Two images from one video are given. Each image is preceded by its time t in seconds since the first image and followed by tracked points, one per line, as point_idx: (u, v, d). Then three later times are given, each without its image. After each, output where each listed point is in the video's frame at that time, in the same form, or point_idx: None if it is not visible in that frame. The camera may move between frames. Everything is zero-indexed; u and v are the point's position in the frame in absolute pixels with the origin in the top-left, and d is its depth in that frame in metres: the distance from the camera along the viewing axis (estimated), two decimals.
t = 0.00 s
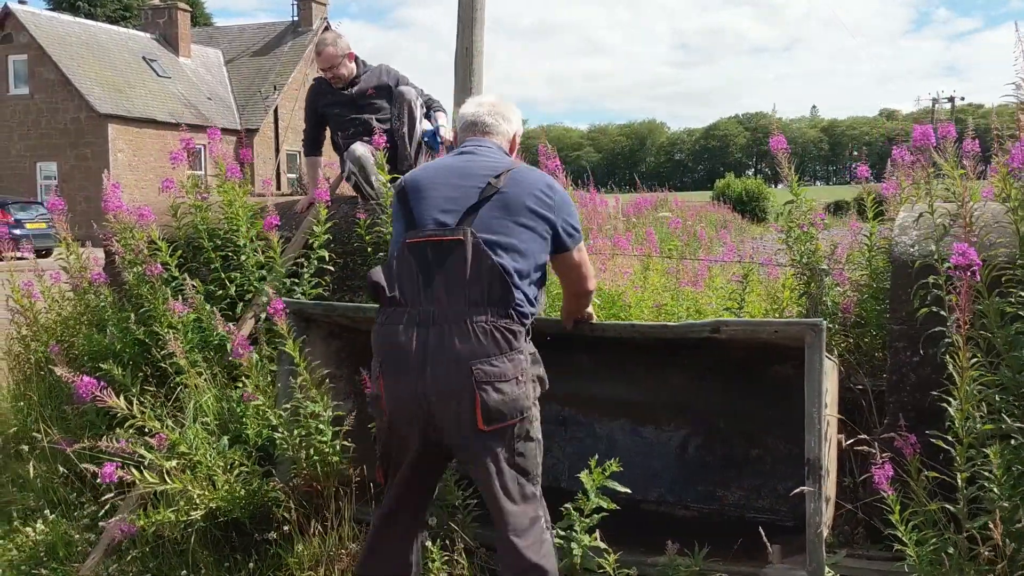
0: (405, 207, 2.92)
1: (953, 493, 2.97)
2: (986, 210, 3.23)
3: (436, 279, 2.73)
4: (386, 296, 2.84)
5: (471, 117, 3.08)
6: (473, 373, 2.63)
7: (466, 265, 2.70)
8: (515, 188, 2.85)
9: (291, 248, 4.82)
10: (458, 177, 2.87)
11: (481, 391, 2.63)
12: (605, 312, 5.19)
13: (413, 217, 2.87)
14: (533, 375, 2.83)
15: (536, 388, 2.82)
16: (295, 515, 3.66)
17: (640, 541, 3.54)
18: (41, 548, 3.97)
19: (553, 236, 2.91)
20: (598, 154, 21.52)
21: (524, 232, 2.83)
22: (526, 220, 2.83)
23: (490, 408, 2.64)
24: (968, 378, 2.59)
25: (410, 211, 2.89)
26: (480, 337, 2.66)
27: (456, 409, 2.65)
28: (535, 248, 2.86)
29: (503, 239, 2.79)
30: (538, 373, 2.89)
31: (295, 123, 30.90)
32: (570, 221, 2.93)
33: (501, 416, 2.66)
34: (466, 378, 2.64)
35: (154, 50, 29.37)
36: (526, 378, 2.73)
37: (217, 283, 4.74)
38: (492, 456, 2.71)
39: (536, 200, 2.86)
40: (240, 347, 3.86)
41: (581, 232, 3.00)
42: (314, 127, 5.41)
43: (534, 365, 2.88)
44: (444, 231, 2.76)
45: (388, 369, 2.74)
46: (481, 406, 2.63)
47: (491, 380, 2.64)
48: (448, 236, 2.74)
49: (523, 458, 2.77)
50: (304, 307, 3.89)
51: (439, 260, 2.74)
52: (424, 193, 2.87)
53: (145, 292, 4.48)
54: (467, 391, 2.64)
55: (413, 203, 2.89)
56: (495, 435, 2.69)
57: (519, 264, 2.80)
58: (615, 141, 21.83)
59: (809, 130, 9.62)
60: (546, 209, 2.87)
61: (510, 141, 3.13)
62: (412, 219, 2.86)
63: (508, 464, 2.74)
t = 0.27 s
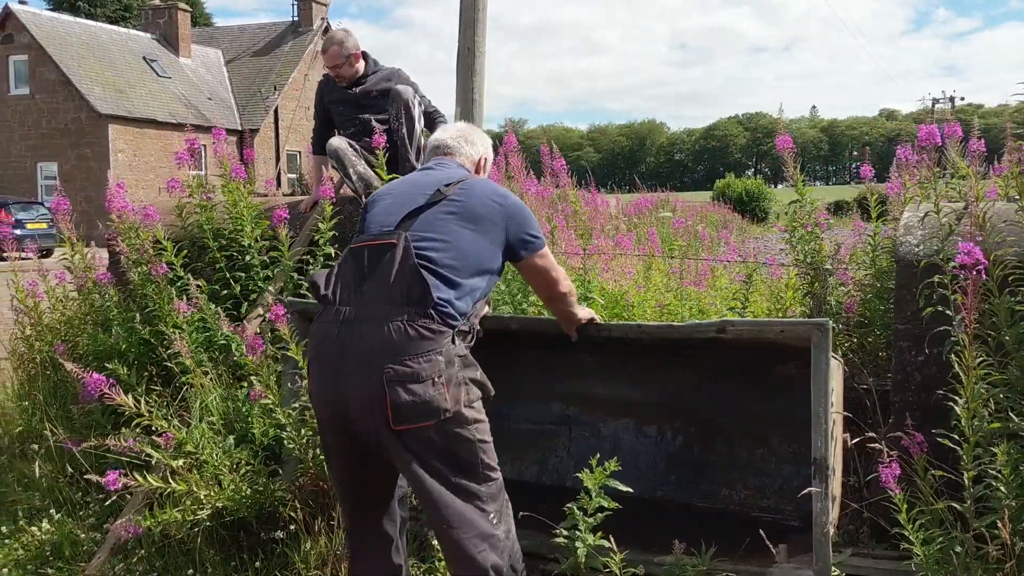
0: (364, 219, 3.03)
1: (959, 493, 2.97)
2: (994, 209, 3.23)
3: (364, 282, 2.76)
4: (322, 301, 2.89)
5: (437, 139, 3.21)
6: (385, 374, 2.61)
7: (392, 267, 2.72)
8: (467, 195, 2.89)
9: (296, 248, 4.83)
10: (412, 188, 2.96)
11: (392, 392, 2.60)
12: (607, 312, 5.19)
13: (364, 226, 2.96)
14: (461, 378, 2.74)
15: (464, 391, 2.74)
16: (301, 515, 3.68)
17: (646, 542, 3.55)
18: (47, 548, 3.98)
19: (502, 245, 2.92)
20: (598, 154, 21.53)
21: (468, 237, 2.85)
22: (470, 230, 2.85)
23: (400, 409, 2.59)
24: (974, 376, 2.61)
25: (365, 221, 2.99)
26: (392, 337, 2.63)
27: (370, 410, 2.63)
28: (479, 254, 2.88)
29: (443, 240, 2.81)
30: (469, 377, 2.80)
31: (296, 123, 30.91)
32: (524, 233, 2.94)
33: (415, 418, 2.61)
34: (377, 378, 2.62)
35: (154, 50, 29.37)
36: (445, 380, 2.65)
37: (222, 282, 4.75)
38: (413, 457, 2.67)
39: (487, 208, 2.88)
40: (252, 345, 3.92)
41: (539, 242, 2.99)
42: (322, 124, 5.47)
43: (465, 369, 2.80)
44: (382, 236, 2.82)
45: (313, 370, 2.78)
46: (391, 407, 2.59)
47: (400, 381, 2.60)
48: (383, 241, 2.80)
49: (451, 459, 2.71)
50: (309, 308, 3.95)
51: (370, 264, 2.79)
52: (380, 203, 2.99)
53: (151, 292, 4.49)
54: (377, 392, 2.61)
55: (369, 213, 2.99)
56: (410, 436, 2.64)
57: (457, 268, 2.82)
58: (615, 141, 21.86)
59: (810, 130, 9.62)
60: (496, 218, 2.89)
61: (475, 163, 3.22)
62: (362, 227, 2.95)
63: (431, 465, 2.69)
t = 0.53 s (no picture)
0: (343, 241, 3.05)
1: (965, 492, 2.98)
2: (1000, 208, 3.22)
3: (322, 302, 2.77)
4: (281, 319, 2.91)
5: (419, 176, 3.18)
6: (334, 396, 2.60)
7: (350, 289, 2.72)
8: (447, 223, 2.90)
9: (300, 247, 4.84)
10: (391, 215, 3.00)
11: (340, 415, 2.60)
12: (611, 311, 5.19)
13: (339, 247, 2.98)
14: (415, 397, 2.72)
15: (419, 411, 2.71)
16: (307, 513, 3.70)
17: (650, 540, 3.55)
18: (53, 546, 3.99)
19: (477, 276, 2.93)
20: (600, 153, 21.53)
21: (441, 265, 2.86)
22: (444, 261, 2.86)
23: (348, 431, 2.59)
24: (980, 374, 2.62)
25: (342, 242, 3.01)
26: (341, 359, 2.63)
27: (321, 431, 2.64)
28: (450, 280, 2.88)
29: (413, 265, 2.82)
30: (424, 397, 2.76)
31: (298, 123, 30.91)
32: (502, 265, 2.94)
33: (365, 441, 2.60)
34: (326, 401, 2.62)
35: (157, 49, 29.40)
36: (396, 400, 2.63)
37: (227, 281, 4.77)
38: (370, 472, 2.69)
39: (465, 239, 2.89)
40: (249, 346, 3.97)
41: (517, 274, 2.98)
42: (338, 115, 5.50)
43: (421, 388, 2.76)
44: (352, 259, 2.83)
45: (268, 388, 2.79)
46: (340, 428, 2.59)
47: (348, 404, 2.59)
48: (350, 263, 2.81)
49: (407, 475, 2.70)
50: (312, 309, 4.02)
51: (332, 285, 2.79)
52: (360, 227, 3.01)
53: (156, 291, 4.51)
54: (327, 414, 2.61)
55: (349, 235, 3.01)
56: (364, 455, 2.64)
57: (426, 297, 2.83)
58: (617, 140, 21.85)
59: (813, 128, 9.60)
60: (473, 248, 2.90)
61: (457, 199, 3.15)
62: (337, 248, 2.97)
63: (387, 480, 2.70)
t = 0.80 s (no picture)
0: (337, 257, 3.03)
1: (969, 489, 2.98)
2: (1005, 205, 3.21)
3: (311, 322, 2.75)
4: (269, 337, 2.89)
5: (419, 194, 3.17)
6: (322, 417, 2.60)
7: (338, 309, 2.70)
8: (441, 243, 2.87)
9: (304, 246, 4.85)
10: (387, 235, 2.98)
11: (330, 436, 2.59)
12: (614, 310, 5.18)
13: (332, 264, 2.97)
14: (405, 416, 2.70)
15: (410, 428, 2.71)
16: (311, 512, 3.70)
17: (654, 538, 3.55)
18: (57, 543, 4.00)
19: (470, 296, 2.90)
20: (602, 152, 21.51)
21: (433, 287, 2.84)
22: (436, 283, 2.84)
23: (339, 452, 2.59)
24: (985, 371, 2.62)
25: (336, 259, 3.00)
26: (329, 379, 2.61)
27: (311, 452, 2.64)
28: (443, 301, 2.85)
29: (404, 287, 2.80)
30: (415, 414, 2.74)
31: (300, 121, 30.92)
32: (496, 284, 2.89)
33: (357, 460, 2.61)
34: (316, 421, 2.61)
35: (159, 48, 29.42)
36: (386, 419, 2.63)
37: (231, 279, 4.78)
38: (365, 488, 2.71)
39: (458, 260, 2.86)
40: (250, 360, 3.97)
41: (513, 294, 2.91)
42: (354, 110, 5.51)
43: (411, 406, 2.75)
44: (343, 279, 2.81)
45: (257, 409, 2.78)
46: (330, 449, 2.60)
47: (338, 425, 2.59)
48: (340, 283, 2.79)
49: (402, 488, 2.72)
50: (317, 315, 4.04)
51: (321, 305, 2.78)
52: (354, 244, 2.99)
53: (160, 289, 4.52)
54: (316, 434, 2.61)
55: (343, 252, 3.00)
56: (356, 473, 2.66)
57: (417, 319, 2.81)
58: (620, 139, 21.83)
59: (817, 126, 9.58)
60: (467, 269, 2.87)
61: (456, 218, 3.14)
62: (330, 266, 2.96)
63: (383, 495, 2.72)
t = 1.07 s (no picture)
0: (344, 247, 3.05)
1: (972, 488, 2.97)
2: (1008, 203, 3.21)
3: (317, 312, 2.76)
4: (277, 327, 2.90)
5: (430, 184, 3.18)
6: (327, 407, 2.59)
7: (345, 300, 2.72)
8: (444, 234, 2.87)
9: (306, 244, 4.85)
10: (390, 225, 2.98)
11: (334, 426, 2.59)
12: (616, 308, 5.18)
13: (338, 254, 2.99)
14: (412, 409, 2.70)
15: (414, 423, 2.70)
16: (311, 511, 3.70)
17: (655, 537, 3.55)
18: (59, 541, 4.00)
19: (472, 287, 2.89)
20: (603, 151, 21.50)
21: (435, 276, 2.83)
22: (438, 272, 2.84)
23: (343, 443, 2.58)
24: (988, 369, 2.63)
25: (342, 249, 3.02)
26: (335, 369, 2.61)
27: (314, 441, 2.63)
28: (447, 292, 2.85)
29: (407, 276, 2.80)
30: (420, 408, 2.73)
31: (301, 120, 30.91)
32: (499, 274, 2.89)
33: (360, 452, 2.60)
34: (321, 411, 2.60)
35: (160, 47, 29.43)
36: (391, 411, 2.63)
37: (233, 277, 4.78)
38: (364, 483, 2.69)
39: (461, 250, 2.86)
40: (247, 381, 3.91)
41: (516, 285, 2.90)
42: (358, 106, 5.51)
43: (418, 398, 2.74)
44: (348, 269, 2.83)
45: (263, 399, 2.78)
46: (334, 439, 2.59)
47: (343, 415, 2.58)
48: (347, 273, 2.80)
49: (402, 487, 2.70)
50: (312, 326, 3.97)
51: (327, 295, 2.79)
52: (360, 234, 3.01)
53: (162, 287, 4.53)
54: (320, 424, 2.60)
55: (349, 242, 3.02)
56: (358, 466, 2.64)
57: (420, 308, 2.80)
58: (621, 138, 21.82)
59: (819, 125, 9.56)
60: (470, 259, 2.86)
61: (465, 211, 3.14)
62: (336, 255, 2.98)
63: (381, 492, 2.70)
